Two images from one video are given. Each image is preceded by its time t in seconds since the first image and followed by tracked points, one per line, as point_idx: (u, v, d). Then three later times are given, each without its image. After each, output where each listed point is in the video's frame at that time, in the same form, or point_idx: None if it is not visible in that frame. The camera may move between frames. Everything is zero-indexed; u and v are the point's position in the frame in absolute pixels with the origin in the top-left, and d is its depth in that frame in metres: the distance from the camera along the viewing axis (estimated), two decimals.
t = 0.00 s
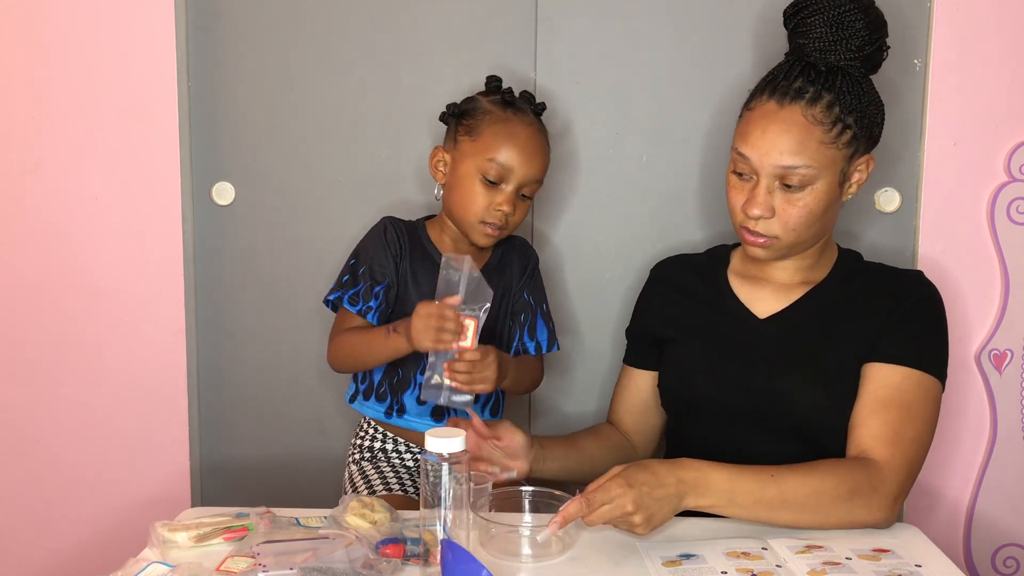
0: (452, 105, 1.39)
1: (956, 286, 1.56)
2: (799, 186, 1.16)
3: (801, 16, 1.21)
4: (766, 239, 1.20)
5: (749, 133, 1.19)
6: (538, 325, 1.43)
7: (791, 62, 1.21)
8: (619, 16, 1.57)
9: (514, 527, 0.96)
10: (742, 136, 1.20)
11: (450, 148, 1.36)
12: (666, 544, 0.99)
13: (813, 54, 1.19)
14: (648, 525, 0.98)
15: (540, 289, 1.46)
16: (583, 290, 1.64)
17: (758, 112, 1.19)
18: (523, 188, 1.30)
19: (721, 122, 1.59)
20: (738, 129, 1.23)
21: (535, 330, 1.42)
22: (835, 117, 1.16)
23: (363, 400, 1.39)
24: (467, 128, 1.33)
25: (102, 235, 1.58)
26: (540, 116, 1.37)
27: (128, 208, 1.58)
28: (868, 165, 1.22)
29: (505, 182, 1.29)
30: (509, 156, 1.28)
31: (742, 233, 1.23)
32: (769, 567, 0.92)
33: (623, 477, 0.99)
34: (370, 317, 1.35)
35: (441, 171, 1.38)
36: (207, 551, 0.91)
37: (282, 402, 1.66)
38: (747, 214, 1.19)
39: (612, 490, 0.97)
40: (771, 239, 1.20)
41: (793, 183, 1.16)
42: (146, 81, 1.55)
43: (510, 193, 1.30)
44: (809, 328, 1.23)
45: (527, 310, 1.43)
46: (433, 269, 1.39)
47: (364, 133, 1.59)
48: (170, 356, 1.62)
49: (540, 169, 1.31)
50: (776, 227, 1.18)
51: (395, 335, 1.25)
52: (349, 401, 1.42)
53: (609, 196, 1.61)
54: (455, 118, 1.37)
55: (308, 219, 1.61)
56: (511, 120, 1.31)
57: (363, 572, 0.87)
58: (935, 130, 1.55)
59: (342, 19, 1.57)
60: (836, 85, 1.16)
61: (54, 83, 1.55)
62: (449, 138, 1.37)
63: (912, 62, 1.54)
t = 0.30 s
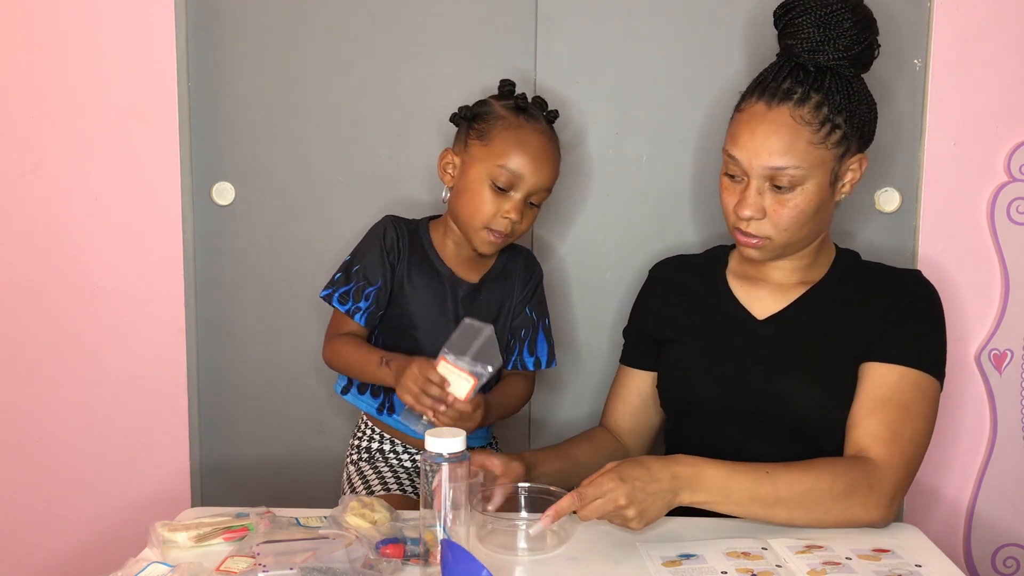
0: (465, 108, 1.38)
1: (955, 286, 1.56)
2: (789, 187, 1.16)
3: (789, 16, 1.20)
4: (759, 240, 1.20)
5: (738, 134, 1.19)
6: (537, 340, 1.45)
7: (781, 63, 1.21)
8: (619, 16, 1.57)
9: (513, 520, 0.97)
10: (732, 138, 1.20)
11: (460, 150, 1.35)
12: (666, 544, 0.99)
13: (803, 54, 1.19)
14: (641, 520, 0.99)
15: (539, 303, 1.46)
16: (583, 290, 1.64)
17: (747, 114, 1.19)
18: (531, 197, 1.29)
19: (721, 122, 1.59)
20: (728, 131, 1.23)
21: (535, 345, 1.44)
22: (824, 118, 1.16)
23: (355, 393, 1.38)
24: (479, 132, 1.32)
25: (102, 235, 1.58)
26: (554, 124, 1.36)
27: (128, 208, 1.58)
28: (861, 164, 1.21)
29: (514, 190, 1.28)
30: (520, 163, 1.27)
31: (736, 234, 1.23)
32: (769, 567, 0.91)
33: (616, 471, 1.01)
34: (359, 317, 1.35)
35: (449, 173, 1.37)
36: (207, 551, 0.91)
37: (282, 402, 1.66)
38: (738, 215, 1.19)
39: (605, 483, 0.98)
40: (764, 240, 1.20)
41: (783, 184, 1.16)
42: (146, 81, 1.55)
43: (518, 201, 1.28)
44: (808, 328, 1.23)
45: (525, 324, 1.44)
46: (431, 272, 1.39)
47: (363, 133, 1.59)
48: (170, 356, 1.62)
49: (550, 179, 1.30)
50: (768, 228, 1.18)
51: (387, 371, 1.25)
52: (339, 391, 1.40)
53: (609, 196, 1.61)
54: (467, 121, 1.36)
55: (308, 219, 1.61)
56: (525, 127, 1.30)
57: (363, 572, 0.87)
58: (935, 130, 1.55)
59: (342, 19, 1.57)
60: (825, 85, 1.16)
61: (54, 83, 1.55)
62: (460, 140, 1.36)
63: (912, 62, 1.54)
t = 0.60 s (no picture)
0: (483, 113, 1.37)
1: (955, 286, 1.56)
2: (786, 188, 1.16)
3: (786, 17, 1.21)
4: (757, 240, 1.20)
5: (735, 135, 1.19)
6: (530, 359, 1.43)
7: (778, 63, 1.21)
8: (619, 16, 1.57)
9: (509, 520, 0.97)
10: (730, 139, 1.20)
11: (474, 156, 1.35)
12: (665, 544, 0.98)
13: (800, 54, 1.19)
14: (639, 521, 0.99)
15: (536, 321, 1.44)
16: (583, 290, 1.64)
17: (744, 114, 1.19)
18: (542, 210, 1.29)
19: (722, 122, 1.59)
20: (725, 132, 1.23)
21: (527, 363, 1.43)
22: (820, 118, 1.16)
23: (340, 386, 1.39)
24: (496, 140, 1.32)
25: (102, 235, 1.58)
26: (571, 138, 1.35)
27: (128, 208, 1.58)
28: (859, 164, 1.21)
29: (526, 202, 1.27)
30: (534, 175, 1.27)
31: (734, 235, 1.23)
32: (769, 567, 0.91)
33: (614, 472, 1.01)
34: (358, 311, 1.36)
35: (461, 178, 1.37)
36: (207, 551, 0.91)
37: (282, 402, 1.66)
38: (737, 216, 1.19)
39: (604, 485, 0.98)
40: (762, 241, 1.20)
41: (781, 185, 1.16)
42: (146, 81, 1.55)
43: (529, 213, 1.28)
44: (807, 328, 1.23)
45: (519, 342, 1.42)
46: (431, 273, 1.39)
47: (363, 133, 1.60)
48: (170, 356, 1.62)
49: (564, 192, 1.29)
50: (766, 229, 1.18)
51: (376, 377, 1.24)
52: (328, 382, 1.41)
53: (609, 196, 1.61)
54: (484, 127, 1.36)
55: (308, 219, 1.61)
56: (542, 139, 1.30)
57: (363, 571, 0.87)
58: (935, 130, 1.55)
59: (342, 19, 1.57)
60: (821, 84, 1.16)
61: (54, 83, 1.55)
62: (475, 146, 1.36)
63: (912, 62, 1.54)
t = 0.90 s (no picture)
0: (489, 117, 1.37)
1: (955, 286, 1.56)
2: (787, 190, 1.16)
3: (785, 17, 1.21)
4: (758, 242, 1.20)
5: (736, 136, 1.19)
6: (522, 363, 1.43)
7: (778, 64, 1.21)
8: (619, 16, 1.57)
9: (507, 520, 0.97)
10: (729, 141, 1.20)
11: (477, 158, 1.35)
12: (665, 544, 0.98)
13: (800, 55, 1.19)
14: (638, 521, 1.00)
15: (531, 326, 1.44)
16: (583, 290, 1.64)
17: (744, 116, 1.19)
18: (545, 215, 1.28)
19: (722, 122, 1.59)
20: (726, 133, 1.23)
21: (517, 367, 1.43)
22: (820, 120, 1.16)
23: (335, 385, 1.37)
24: (502, 143, 1.32)
25: (102, 235, 1.58)
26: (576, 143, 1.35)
27: (128, 208, 1.58)
28: (860, 165, 1.21)
29: (528, 206, 1.27)
30: (537, 179, 1.26)
31: (735, 236, 1.23)
32: (769, 567, 0.91)
33: (613, 473, 1.01)
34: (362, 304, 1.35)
35: (464, 180, 1.37)
36: (207, 551, 0.91)
37: (282, 402, 1.66)
38: (737, 217, 1.19)
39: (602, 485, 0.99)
40: (762, 242, 1.20)
41: (781, 187, 1.16)
42: (146, 81, 1.55)
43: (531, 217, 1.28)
44: (807, 329, 1.23)
45: (512, 346, 1.42)
46: (430, 271, 1.39)
47: (363, 133, 1.60)
48: (170, 356, 1.62)
49: (566, 198, 1.29)
50: (767, 230, 1.18)
51: (380, 369, 1.21)
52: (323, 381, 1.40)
53: (609, 196, 1.61)
54: (490, 130, 1.36)
55: (309, 219, 1.61)
56: (547, 143, 1.30)
57: (362, 572, 0.87)
58: (935, 130, 1.55)
59: (342, 19, 1.57)
60: (822, 86, 1.16)
61: (54, 83, 1.55)
62: (479, 148, 1.36)
63: (912, 62, 1.54)
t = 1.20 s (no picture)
0: (494, 119, 1.37)
1: (955, 286, 1.57)
2: (792, 195, 1.16)
3: (788, 20, 1.21)
4: (761, 245, 1.20)
5: (740, 140, 1.18)
6: (516, 363, 1.41)
7: (781, 67, 1.20)
8: (619, 16, 1.57)
9: (507, 520, 0.98)
10: (733, 145, 1.20)
11: (482, 161, 1.34)
12: (667, 543, 0.98)
13: (803, 58, 1.19)
14: (668, 517, 1.00)
15: (527, 328, 1.42)
16: (584, 291, 1.64)
17: (748, 119, 1.19)
18: (550, 220, 1.28)
19: (722, 122, 1.59)
20: (729, 135, 1.23)
21: (511, 368, 1.41)
22: (825, 123, 1.16)
23: (335, 385, 1.37)
24: (508, 146, 1.32)
25: (102, 235, 1.58)
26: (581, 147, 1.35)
27: (128, 208, 1.58)
28: (862, 168, 1.21)
29: (534, 210, 1.27)
30: (543, 183, 1.26)
31: (738, 239, 1.23)
32: (769, 567, 0.91)
33: (643, 467, 1.01)
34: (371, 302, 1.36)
35: (468, 181, 1.37)
36: (207, 551, 0.90)
37: (283, 402, 1.66)
38: (741, 220, 1.19)
39: (633, 481, 0.99)
40: (766, 246, 1.20)
41: (786, 191, 1.16)
42: (146, 81, 1.55)
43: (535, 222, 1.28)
44: (807, 330, 1.23)
45: (507, 347, 1.40)
46: (432, 270, 1.39)
47: (363, 133, 1.60)
48: (170, 356, 1.62)
49: (572, 202, 1.29)
50: (771, 234, 1.18)
51: (391, 367, 1.19)
52: (324, 380, 1.40)
53: (609, 196, 1.61)
54: (496, 133, 1.35)
55: (309, 219, 1.61)
56: (553, 147, 1.29)
57: (363, 571, 0.87)
58: (935, 130, 1.55)
59: (341, 19, 1.57)
60: (826, 88, 1.16)
61: (55, 83, 1.55)
62: (483, 150, 1.35)
63: (912, 62, 1.54)
